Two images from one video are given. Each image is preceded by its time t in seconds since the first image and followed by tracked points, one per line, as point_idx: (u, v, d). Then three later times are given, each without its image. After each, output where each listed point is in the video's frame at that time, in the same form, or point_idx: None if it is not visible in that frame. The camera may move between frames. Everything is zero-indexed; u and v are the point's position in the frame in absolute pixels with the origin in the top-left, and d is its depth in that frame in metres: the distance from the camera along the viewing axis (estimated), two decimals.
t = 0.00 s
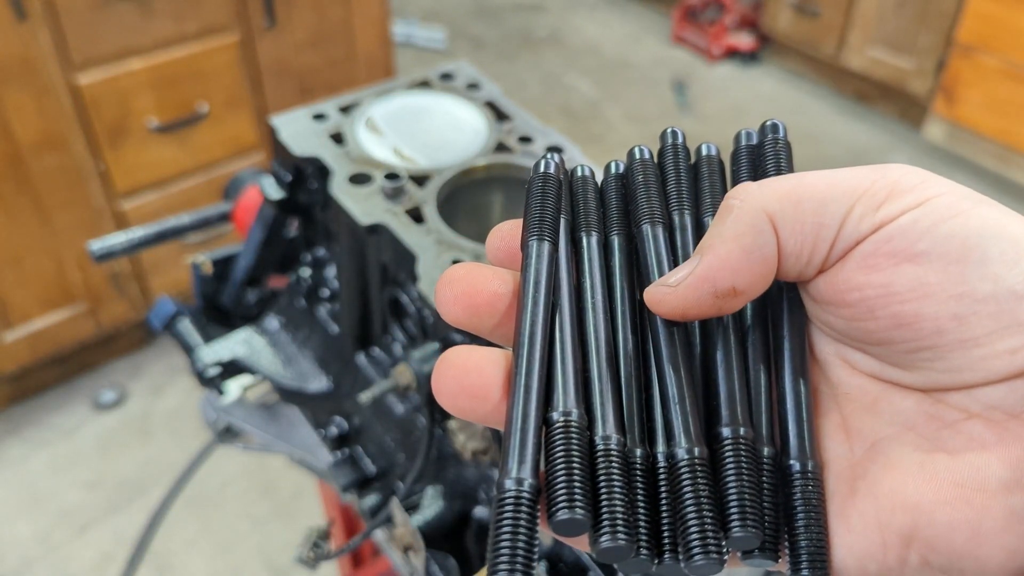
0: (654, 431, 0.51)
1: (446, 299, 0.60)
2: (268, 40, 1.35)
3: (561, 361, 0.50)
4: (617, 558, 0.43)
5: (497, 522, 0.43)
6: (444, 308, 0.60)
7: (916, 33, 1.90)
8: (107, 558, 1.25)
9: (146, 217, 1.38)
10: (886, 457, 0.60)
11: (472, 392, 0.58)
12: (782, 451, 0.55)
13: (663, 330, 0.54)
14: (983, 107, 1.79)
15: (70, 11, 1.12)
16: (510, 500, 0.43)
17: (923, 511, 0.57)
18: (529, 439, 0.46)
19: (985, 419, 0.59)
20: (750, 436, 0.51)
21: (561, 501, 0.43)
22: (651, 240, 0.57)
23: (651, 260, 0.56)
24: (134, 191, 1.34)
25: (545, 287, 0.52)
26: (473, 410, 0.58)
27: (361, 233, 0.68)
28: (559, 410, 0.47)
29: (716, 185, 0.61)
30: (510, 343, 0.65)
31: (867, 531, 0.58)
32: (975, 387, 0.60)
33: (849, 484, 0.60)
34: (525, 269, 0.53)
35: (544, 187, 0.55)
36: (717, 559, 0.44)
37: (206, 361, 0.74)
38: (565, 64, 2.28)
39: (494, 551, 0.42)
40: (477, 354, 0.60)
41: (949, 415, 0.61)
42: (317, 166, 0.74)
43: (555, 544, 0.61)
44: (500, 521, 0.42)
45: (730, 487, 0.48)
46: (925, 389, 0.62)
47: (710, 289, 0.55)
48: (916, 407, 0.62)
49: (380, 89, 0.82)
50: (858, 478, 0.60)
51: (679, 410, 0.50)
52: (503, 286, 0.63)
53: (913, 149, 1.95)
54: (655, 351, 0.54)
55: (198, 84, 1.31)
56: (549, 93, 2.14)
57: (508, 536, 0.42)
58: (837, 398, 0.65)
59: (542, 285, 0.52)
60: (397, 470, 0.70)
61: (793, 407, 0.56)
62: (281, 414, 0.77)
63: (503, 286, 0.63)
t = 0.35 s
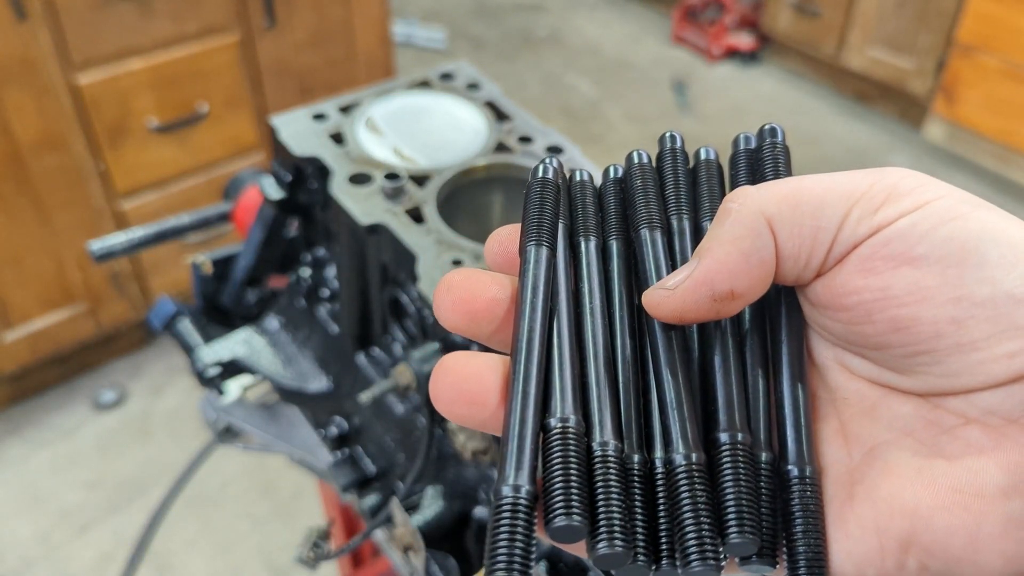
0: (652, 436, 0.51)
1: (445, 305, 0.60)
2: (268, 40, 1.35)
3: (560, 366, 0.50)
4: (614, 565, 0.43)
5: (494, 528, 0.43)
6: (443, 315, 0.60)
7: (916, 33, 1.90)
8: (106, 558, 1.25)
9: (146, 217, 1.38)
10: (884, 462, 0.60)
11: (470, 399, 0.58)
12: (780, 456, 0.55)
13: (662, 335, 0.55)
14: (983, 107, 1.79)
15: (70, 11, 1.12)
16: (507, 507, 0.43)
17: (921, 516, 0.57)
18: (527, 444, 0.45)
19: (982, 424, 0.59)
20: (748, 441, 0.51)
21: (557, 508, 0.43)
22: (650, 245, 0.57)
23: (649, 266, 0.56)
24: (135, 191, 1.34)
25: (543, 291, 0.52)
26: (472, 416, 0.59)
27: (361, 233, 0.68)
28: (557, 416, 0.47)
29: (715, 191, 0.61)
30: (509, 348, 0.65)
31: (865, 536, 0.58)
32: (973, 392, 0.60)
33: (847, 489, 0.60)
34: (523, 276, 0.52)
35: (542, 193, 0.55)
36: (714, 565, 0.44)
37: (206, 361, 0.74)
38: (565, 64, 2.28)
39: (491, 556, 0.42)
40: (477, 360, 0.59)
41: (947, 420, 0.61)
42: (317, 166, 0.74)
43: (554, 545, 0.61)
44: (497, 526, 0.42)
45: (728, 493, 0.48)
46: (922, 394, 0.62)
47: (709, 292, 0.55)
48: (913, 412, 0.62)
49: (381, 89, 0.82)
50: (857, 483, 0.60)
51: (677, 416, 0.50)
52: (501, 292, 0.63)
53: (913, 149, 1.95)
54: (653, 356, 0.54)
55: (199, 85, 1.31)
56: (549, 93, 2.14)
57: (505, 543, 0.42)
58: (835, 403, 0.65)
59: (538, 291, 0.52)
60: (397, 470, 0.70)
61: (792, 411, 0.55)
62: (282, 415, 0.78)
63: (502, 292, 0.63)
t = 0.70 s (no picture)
0: (654, 442, 0.51)
1: (445, 309, 0.60)
2: (269, 40, 1.35)
3: (561, 371, 0.50)
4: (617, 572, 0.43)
5: (496, 534, 0.43)
6: (443, 318, 0.60)
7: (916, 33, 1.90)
8: (106, 559, 1.25)
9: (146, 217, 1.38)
10: (888, 469, 0.60)
11: (468, 404, 0.58)
12: (784, 462, 0.55)
13: (664, 340, 0.54)
14: (983, 107, 1.79)
15: (70, 11, 1.12)
16: (509, 513, 0.43)
17: (928, 524, 0.57)
18: (529, 450, 0.45)
19: (989, 431, 0.59)
20: (751, 447, 0.51)
21: (560, 515, 0.42)
22: (652, 248, 0.57)
23: (651, 270, 0.56)
24: (134, 191, 1.34)
25: (544, 296, 0.52)
26: (471, 419, 0.58)
27: (360, 233, 0.68)
28: (559, 421, 0.47)
29: (716, 194, 0.61)
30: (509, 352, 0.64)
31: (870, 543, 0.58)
32: (980, 398, 0.59)
33: (852, 496, 0.61)
34: (523, 281, 0.52)
35: (542, 197, 0.54)
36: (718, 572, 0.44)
37: (206, 361, 0.74)
38: (565, 64, 2.28)
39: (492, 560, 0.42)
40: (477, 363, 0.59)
41: (954, 426, 0.60)
42: (317, 166, 0.74)
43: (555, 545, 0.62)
44: (499, 530, 0.43)
45: (731, 500, 0.48)
46: (927, 400, 0.62)
47: (713, 295, 0.54)
48: (920, 418, 0.62)
49: (380, 89, 0.82)
50: (861, 489, 0.61)
51: (679, 422, 0.50)
52: (501, 295, 0.63)
53: (913, 149, 1.95)
54: (655, 360, 0.54)
55: (199, 85, 1.31)
56: (549, 93, 2.14)
57: (507, 548, 0.42)
58: (838, 408, 0.65)
59: (539, 296, 0.52)
60: (397, 470, 0.70)
61: (794, 417, 0.56)
62: (281, 414, 0.78)
63: (502, 295, 0.63)
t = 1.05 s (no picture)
0: (662, 428, 0.51)
1: (456, 296, 0.60)
2: (268, 40, 1.35)
3: (570, 357, 0.50)
4: (625, 555, 0.43)
5: (506, 518, 0.43)
6: (455, 304, 0.60)
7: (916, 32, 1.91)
8: (107, 558, 1.25)
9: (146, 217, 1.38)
10: (895, 456, 0.60)
11: (481, 387, 0.58)
12: (790, 449, 0.55)
13: (674, 331, 0.54)
14: (983, 107, 1.79)
15: (70, 11, 1.12)
16: (519, 496, 0.43)
17: (932, 510, 0.57)
18: (538, 435, 0.46)
19: (994, 418, 0.59)
20: (758, 433, 0.51)
21: (569, 498, 0.43)
22: (662, 238, 0.57)
23: (661, 259, 0.56)
24: (135, 191, 1.34)
25: (554, 284, 0.52)
26: (481, 406, 0.58)
27: (360, 233, 0.68)
28: (568, 407, 0.48)
29: (726, 184, 0.61)
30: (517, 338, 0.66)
31: (876, 529, 0.58)
32: (985, 385, 0.59)
33: (857, 482, 0.60)
34: (534, 267, 0.53)
35: (553, 186, 0.55)
36: (725, 557, 0.44)
37: (206, 361, 0.74)
38: (565, 64, 2.28)
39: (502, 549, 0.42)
40: (489, 349, 0.60)
41: (958, 414, 0.61)
42: (318, 166, 0.74)
43: (555, 545, 0.62)
44: (509, 514, 0.43)
45: (739, 485, 0.47)
46: (933, 387, 0.62)
47: (730, 287, 0.54)
48: (926, 405, 0.62)
49: (380, 89, 0.82)
50: (867, 476, 0.60)
51: (687, 408, 0.50)
52: (512, 283, 0.64)
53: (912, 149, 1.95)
54: (664, 348, 0.54)
55: (199, 85, 1.31)
56: (549, 93, 2.14)
57: (517, 532, 0.42)
58: (845, 396, 0.65)
59: (549, 284, 0.52)
60: (397, 470, 0.70)
61: (801, 405, 0.55)
62: (281, 414, 0.79)
63: (513, 283, 0.64)
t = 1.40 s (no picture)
0: (677, 414, 0.51)
1: (466, 275, 0.60)
2: (268, 39, 1.35)
3: (584, 343, 0.50)
4: (642, 543, 0.43)
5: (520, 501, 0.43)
6: (463, 285, 0.60)
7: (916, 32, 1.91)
8: (107, 558, 1.25)
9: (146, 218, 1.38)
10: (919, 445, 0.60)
11: (491, 371, 0.57)
12: (808, 437, 0.55)
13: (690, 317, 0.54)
14: (983, 106, 1.79)
15: (70, 11, 1.12)
16: (532, 481, 0.43)
17: (958, 498, 0.56)
18: (552, 420, 0.45)
19: (1021, 406, 0.59)
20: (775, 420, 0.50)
21: (585, 483, 0.42)
22: (674, 221, 0.56)
23: (674, 245, 0.56)
24: (134, 191, 1.34)
25: (566, 266, 0.52)
26: (491, 390, 0.57)
27: (361, 233, 0.68)
28: (581, 391, 0.47)
29: (738, 168, 0.61)
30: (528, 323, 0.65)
31: (899, 518, 0.58)
32: (1013, 374, 0.59)
33: (877, 470, 0.60)
34: (544, 248, 0.53)
35: (563, 168, 0.56)
36: (745, 545, 0.44)
37: (206, 361, 0.74)
38: (565, 64, 2.28)
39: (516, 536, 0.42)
40: (499, 332, 0.59)
41: (982, 403, 0.60)
42: (318, 166, 0.73)
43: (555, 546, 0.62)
44: (523, 501, 0.42)
45: (757, 472, 0.47)
46: (958, 376, 0.62)
47: (748, 280, 0.54)
48: (950, 392, 0.62)
49: (380, 89, 0.82)
50: (888, 465, 0.60)
51: (704, 394, 0.50)
52: (522, 264, 0.63)
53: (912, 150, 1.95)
54: (678, 335, 0.54)
55: (199, 85, 1.31)
56: (550, 93, 2.14)
57: (531, 518, 0.42)
58: (867, 382, 0.65)
59: (560, 268, 0.52)
60: (397, 470, 0.70)
61: (819, 393, 0.56)
62: (281, 414, 0.79)
63: (522, 264, 0.63)
